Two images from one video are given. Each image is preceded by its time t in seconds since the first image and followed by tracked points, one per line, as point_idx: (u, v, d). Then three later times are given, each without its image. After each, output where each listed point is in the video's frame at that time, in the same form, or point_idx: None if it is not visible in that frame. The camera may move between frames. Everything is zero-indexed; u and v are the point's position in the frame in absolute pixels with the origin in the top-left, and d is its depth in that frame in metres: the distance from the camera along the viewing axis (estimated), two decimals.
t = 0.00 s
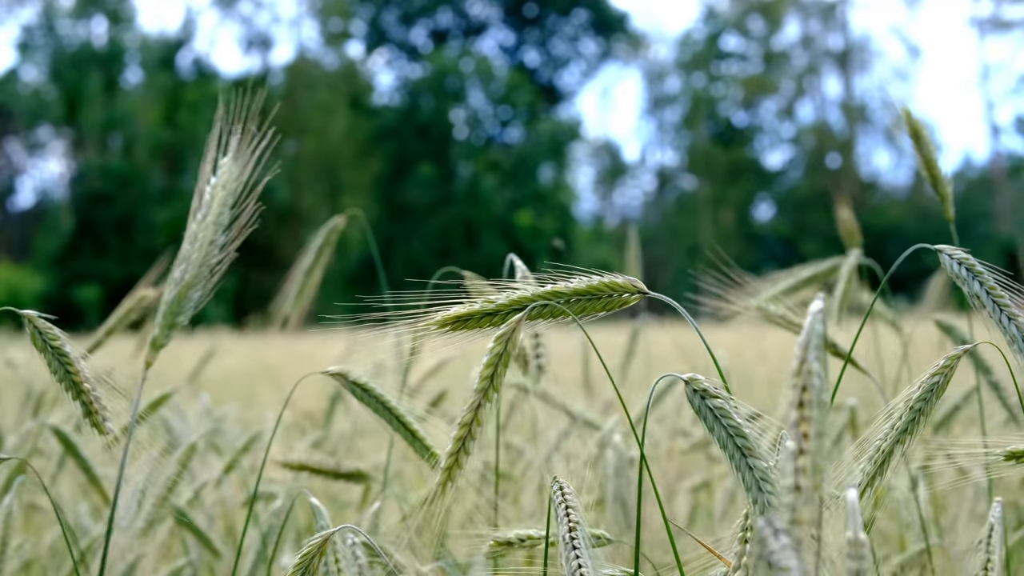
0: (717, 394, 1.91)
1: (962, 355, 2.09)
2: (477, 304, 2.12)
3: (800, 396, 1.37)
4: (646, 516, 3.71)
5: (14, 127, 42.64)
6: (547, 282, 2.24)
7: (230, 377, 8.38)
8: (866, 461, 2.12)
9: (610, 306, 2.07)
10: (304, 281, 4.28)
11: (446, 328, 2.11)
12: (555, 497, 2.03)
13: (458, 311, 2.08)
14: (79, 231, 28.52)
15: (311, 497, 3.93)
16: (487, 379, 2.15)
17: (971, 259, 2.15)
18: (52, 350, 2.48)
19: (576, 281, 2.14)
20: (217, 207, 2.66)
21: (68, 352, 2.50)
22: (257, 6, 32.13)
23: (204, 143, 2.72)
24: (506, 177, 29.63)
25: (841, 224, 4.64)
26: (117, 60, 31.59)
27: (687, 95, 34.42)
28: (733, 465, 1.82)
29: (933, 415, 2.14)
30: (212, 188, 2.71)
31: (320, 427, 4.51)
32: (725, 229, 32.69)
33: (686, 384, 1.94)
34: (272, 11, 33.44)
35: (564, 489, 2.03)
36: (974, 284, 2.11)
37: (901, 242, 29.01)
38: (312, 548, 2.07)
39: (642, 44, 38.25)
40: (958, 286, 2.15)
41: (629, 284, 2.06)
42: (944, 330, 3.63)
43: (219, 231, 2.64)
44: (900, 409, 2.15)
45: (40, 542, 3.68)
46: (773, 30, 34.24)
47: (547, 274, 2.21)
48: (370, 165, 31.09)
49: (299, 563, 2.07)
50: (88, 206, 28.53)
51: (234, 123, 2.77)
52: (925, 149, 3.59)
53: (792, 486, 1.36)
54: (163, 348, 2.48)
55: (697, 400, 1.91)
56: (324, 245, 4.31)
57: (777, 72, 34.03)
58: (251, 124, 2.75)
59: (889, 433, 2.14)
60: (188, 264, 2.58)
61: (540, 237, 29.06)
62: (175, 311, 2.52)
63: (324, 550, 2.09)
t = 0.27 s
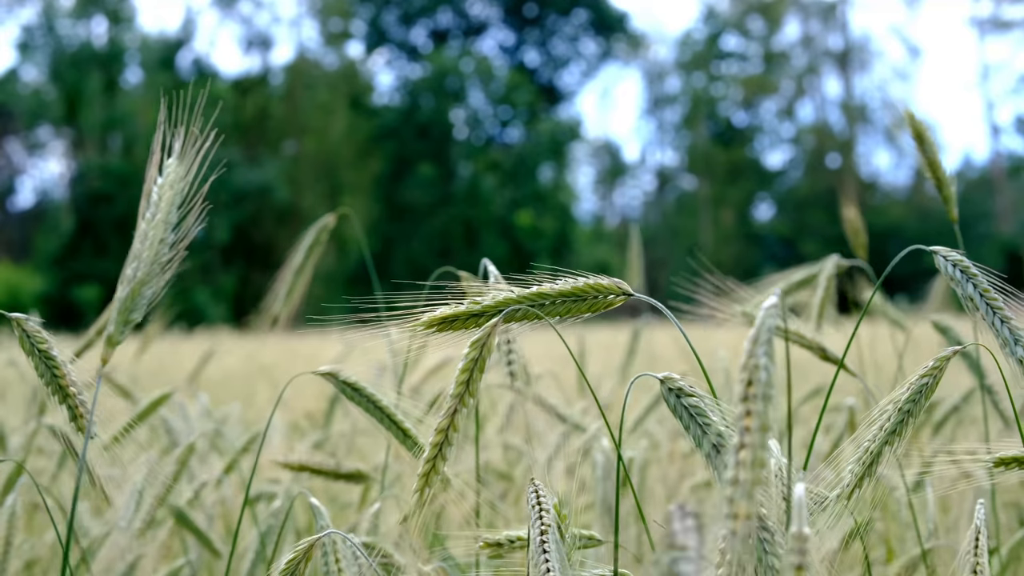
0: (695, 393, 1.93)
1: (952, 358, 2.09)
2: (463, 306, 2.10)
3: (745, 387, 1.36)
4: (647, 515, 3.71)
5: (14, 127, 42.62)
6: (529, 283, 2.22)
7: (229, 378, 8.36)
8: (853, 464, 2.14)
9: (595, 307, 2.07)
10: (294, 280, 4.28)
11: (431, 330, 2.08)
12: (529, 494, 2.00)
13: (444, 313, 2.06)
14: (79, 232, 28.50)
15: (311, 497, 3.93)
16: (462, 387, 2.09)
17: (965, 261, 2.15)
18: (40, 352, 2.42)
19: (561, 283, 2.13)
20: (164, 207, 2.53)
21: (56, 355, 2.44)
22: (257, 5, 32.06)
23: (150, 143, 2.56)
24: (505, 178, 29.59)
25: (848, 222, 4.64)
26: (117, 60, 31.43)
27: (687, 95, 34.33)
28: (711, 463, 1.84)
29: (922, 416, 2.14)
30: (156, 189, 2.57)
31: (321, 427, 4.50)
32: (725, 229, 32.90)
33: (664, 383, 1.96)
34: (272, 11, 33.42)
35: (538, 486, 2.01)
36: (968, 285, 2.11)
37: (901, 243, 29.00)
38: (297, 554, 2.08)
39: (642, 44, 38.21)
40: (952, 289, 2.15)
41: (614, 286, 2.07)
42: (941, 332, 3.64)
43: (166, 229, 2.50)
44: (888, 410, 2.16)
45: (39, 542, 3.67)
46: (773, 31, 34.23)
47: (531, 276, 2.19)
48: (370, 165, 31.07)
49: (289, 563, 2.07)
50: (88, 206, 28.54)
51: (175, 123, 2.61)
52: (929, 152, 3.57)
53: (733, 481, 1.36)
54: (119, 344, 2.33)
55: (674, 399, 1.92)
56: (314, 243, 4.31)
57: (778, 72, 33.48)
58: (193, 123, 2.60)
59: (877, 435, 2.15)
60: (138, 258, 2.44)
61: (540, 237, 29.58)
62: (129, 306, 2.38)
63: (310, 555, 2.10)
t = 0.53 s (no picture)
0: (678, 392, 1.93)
1: (939, 359, 2.09)
2: (446, 314, 2.07)
3: (690, 387, 1.40)
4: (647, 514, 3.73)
5: (14, 127, 42.67)
6: (514, 289, 2.21)
7: (229, 377, 8.39)
8: (843, 465, 2.13)
9: (578, 313, 2.05)
10: (281, 279, 4.28)
11: (415, 338, 2.06)
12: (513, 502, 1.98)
13: (426, 321, 2.03)
14: (79, 231, 28.62)
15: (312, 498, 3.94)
16: (443, 397, 2.03)
17: (954, 259, 2.15)
18: (25, 359, 2.41)
19: (543, 288, 2.12)
20: (129, 205, 2.33)
21: (42, 361, 2.44)
22: (257, 6, 32.08)
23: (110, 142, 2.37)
24: (505, 177, 29.61)
25: (854, 221, 4.65)
26: (117, 61, 31.20)
27: (687, 95, 33.90)
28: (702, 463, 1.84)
29: (910, 418, 2.14)
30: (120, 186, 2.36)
31: (320, 427, 4.50)
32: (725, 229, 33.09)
33: (646, 383, 1.95)
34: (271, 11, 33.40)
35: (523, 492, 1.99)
36: (957, 284, 2.10)
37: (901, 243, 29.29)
38: (289, 562, 2.09)
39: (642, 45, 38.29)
40: (942, 287, 2.14)
41: (596, 290, 2.04)
42: (937, 331, 3.62)
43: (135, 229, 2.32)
44: (878, 413, 2.15)
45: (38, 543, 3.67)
46: (773, 30, 34.23)
47: (515, 283, 2.18)
48: (370, 165, 31.07)
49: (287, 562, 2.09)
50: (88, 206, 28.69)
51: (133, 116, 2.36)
52: (933, 153, 3.58)
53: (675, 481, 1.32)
54: (93, 341, 2.17)
55: (656, 398, 1.92)
56: (303, 241, 4.31)
57: (778, 72, 33.82)
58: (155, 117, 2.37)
59: (865, 438, 2.14)
60: (109, 258, 2.25)
61: (540, 237, 29.66)
62: (102, 305, 2.23)
63: (301, 563, 2.11)
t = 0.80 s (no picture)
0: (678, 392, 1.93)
1: (930, 359, 2.09)
2: (443, 318, 2.08)
3: (637, 387, 1.49)
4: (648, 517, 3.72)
5: (13, 127, 42.64)
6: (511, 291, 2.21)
7: (230, 377, 8.40)
8: (839, 466, 2.14)
9: (576, 314, 2.05)
10: (276, 279, 4.29)
11: (411, 342, 2.07)
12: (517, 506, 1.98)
13: (424, 326, 2.05)
14: (78, 231, 28.67)
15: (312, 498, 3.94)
16: (442, 399, 2.06)
17: (940, 257, 2.15)
18: (16, 363, 2.36)
19: (540, 291, 2.12)
20: (120, 203, 2.29)
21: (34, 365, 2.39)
22: (257, 6, 32.08)
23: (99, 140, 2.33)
24: (506, 178, 29.60)
25: (858, 221, 4.66)
26: (117, 61, 31.19)
27: (687, 95, 33.97)
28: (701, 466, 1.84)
29: (903, 417, 2.13)
30: (110, 184, 2.33)
31: (319, 428, 4.51)
32: (725, 229, 33.09)
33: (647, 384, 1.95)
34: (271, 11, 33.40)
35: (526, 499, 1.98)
36: (944, 282, 2.10)
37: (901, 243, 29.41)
38: (291, 568, 2.11)
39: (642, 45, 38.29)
40: (930, 284, 2.13)
41: (594, 292, 2.04)
42: (932, 330, 3.60)
43: (126, 226, 2.29)
44: (870, 413, 2.16)
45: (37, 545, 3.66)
46: (774, 30, 34.21)
47: (511, 285, 2.18)
48: (370, 165, 31.07)
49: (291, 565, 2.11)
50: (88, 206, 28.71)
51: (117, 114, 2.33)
52: (942, 154, 3.58)
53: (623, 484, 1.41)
54: (86, 342, 2.13)
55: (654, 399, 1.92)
56: (298, 239, 4.32)
57: (777, 72, 33.68)
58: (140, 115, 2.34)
59: (859, 438, 2.14)
60: (102, 257, 2.21)
61: (540, 237, 29.78)
62: (95, 304, 2.19)
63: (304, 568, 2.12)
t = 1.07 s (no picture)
0: (694, 392, 1.94)
1: (935, 356, 2.11)
2: (463, 305, 2.12)
3: (626, 380, 1.59)
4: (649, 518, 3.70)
5: (14, 127, 42.69)
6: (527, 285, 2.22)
7: (231, 377, 8.42)
8: (846, 463, 2.13)
9: (593, 307, 2.06)
10: (279, 275, 4.28)
11: (432, 328, 2.11)
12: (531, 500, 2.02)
13: (444, 312, 2.08)
14: (78, 231, 28.74)
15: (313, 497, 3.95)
16: (461, 390, 2.08)
17: (944, 256, 2.14)
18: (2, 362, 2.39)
19: (559, 282, 2.14)
20: (121, 202, 2.31)
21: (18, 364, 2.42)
22: (257, 6, 32.12)
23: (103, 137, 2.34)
24: (506, 178, 29.62)
25: (861, 222, 4.66)
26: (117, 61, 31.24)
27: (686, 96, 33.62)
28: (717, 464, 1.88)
29: (911, 415, 2.14)
30: (114, 181, 2.34)
31: (318, 429, 4.51)
32: (725, 229, 32.90)
33: (664, 382, 1.97)
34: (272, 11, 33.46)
35: (541, 494, 2.01)
36: (947, 282, 2.09)
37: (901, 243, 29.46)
38: (300, 565, 2.11)
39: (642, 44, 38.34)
40: (934, 284, 2.12)
41: (611, 286, 2.05)
42: (933, 329, 3.60)
43: (126, 225, 2.30)
44: (877, 411, 2.16)
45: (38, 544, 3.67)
46: (774, 30, 34.25)
47: (529, 276, 2.20)
48: (370, 165, 31.07)
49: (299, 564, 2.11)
50: (88, 206, 28.76)
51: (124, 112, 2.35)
52: (954, 152, 3.57)
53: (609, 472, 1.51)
54: (86, 342, 2.15)
55: (675, 399, 1.93)
56: (301, 236, 4.31)
57: (777, 72, 33.74)
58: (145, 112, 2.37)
59: (867, 436, 2.14)
60: (102, 255, 2.22)
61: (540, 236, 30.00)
62: (95, 302, 2.19)
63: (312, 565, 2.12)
